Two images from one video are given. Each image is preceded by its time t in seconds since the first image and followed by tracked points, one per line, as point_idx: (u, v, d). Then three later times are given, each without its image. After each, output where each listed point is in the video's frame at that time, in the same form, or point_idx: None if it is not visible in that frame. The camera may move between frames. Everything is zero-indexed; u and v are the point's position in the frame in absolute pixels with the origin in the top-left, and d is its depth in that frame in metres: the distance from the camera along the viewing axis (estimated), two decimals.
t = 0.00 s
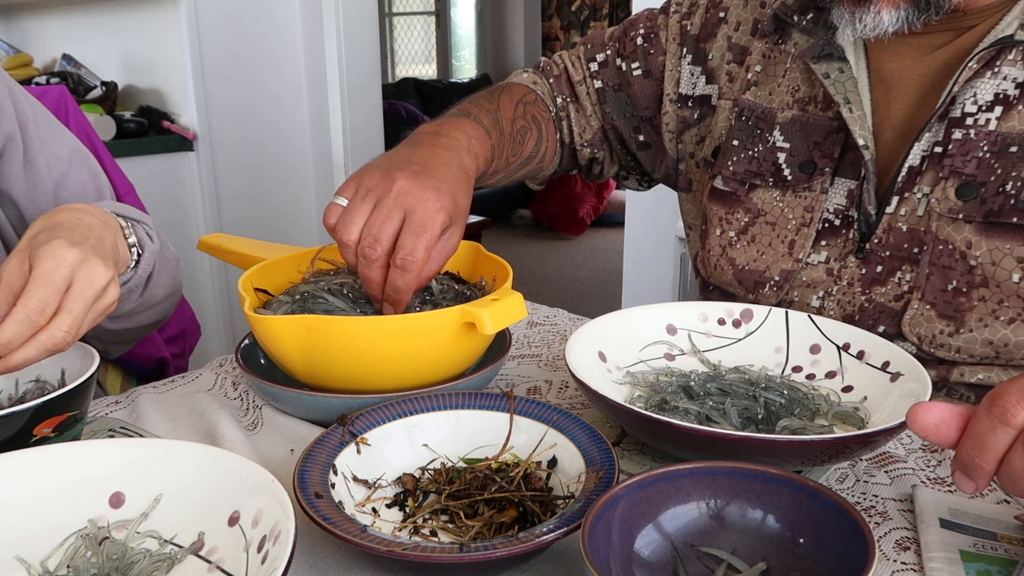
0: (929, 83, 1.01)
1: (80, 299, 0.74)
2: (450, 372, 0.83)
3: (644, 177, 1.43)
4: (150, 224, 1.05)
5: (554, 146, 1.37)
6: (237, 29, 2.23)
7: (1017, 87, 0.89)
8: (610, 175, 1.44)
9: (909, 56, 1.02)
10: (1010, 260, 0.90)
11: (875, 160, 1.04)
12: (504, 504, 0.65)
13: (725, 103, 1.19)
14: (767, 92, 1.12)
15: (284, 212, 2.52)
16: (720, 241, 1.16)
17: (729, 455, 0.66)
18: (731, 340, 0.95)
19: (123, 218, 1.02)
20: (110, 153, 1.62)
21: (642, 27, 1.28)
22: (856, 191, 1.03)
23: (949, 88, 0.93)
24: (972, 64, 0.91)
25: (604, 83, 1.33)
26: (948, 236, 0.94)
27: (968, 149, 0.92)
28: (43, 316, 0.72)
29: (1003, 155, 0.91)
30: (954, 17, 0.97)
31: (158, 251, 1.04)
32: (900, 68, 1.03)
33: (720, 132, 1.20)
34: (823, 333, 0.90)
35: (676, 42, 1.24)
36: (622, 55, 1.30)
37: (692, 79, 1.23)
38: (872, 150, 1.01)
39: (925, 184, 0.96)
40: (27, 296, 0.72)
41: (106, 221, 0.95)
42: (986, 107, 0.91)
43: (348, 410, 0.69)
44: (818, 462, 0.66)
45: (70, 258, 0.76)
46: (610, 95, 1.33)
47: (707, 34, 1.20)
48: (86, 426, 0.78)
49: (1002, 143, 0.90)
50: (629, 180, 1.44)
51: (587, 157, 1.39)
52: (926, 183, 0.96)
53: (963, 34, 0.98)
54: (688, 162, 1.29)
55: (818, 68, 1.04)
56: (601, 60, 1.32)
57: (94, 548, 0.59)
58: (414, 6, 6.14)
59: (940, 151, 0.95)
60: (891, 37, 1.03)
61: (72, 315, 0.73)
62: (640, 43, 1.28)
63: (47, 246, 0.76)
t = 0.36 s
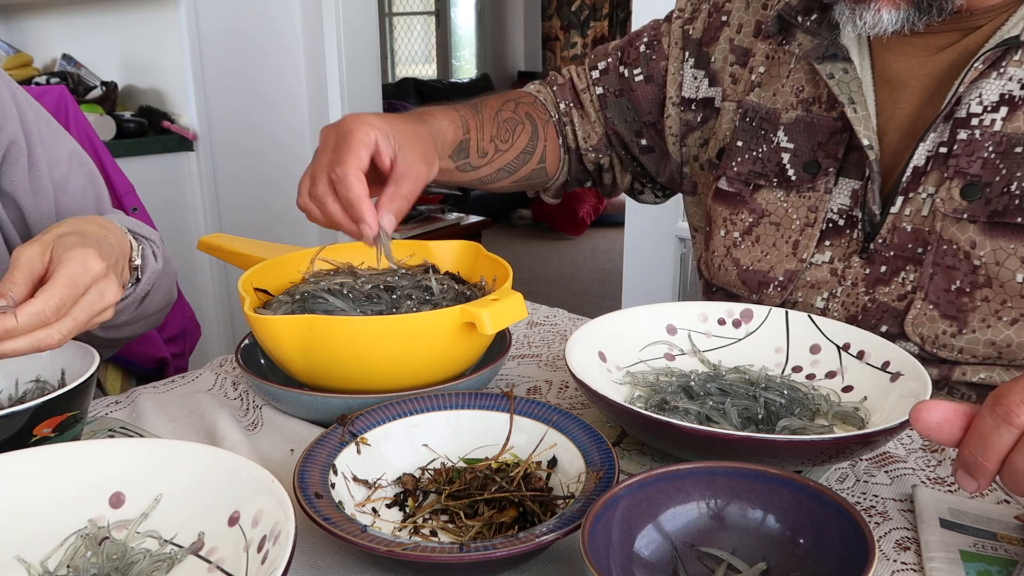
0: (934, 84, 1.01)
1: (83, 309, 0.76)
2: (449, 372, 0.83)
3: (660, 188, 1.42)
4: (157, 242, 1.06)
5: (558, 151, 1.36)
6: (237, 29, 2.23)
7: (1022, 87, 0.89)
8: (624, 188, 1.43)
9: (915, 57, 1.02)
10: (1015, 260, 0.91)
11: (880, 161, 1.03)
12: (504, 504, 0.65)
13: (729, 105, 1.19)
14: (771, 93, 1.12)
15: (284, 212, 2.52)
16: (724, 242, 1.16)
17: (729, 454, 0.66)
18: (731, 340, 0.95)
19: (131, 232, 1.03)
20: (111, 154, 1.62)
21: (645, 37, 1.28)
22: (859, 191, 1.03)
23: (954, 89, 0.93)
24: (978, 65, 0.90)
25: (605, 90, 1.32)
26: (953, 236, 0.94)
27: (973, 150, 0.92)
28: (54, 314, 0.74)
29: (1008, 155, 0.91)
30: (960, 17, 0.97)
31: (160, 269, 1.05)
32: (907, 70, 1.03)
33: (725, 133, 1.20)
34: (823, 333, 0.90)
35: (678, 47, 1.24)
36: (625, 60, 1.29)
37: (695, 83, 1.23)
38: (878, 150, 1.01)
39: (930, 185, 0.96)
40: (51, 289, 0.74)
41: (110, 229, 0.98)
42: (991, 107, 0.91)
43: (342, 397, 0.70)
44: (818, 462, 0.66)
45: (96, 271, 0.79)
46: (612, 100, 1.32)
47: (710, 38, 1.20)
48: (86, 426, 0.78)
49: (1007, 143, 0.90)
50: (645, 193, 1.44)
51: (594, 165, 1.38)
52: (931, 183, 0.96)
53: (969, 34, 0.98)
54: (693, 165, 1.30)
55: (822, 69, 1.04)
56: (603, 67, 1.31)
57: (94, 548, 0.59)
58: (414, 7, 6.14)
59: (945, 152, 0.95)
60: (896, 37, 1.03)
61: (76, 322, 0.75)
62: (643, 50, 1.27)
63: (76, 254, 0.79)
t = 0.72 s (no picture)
0: (938, 82, 1.01)
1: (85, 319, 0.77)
2: (449, 372, 0.83)
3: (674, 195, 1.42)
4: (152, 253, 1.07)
5: (571, 153, 1.36)
6: (237, 29, 2.23)
7: None
8: (636, 195, 1.44)
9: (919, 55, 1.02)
10: (1018, 255, 0.90)
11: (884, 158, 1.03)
12: (504, 504, 0.65)
13: (735, 105, 1.18)
14: (776, 91, 1.12)
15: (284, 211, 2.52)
16: (728, 239, 1.16)
17: (730, 455, 0.66)
18: (732, 341, 0.95)
19: (125, 243, 1.04)
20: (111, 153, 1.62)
21: (653, 44, 1.28)
22: (864, 188, 1.03)
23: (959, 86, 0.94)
24: (982, 62, 0.90)
25: (613, 94, 1.33)
26: (957, 232, 0.94)
27: (976, 147, 0.92)
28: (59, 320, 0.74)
29: (1011, 153, 0.91)
30: (964, 15, 0.97)
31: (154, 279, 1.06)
32: (912, 67, 1.03)
33: (730, 133, 1.20)
34: (823, 334, 0.90)
35: (686, 50, 1.24)
36: (631, 65, 1.30)
37: (702, 85, 1.23)
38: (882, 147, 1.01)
39: (934, 181, 0.97)
40: (59, 295, 0.74)
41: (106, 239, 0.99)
42: (995, 105, 0.91)
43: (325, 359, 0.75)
44: (818, 462, 0.66)
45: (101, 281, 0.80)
46: (620, 105, 1.32)
47: (717, 39, 1.20)
48: (86, 426, 0.78)
49: (1011, 141, 0.90)
50: (659, 200, 1.44)
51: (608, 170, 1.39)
52: (935, 180, 0.97)
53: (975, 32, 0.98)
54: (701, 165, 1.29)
55: (828, 66, 1.04)
56: (610, 73, 1.33)
57: (94, 548, 0.59)
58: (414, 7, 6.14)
59: (949, 149, 0.95)
60: (902, 34, 1.03)
61: (74, 330, 0.76)
62: (650, 55, 1.28)
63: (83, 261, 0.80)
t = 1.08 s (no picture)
0: (938, 74, 1.01)
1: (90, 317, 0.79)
2: (449, 372, 0.83)
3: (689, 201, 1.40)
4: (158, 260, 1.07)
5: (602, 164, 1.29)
6: (237, 28, 2.23)
7: None
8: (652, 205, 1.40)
9: (918, 48, 1.02)
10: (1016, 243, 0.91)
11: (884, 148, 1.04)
12: (504, 504, 0.65)
13: (736, 101, 1.19)
14: (778, 86, 1.12)
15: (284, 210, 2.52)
16: (728, 232, 1.16)
17: (729, 455, 0.66)
18: (731, 340, 0.95)
19: (133, 247, 1.05)
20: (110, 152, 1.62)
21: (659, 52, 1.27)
22: (864, 180, 1.03)
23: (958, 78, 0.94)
24: (981, 53, 0.91)
25: (625, 102, 1.29)
26: (956, 220, 0.94)
27: (975, 137, 0.92)
28: (69, 316, 0.76)
29: (1010, 141, 0.91)
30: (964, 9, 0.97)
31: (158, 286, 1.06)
32: (914, 61, 1.03)
33: (732, 129, 1.20)
34: (823, 334, 0.90)
35: (694, 52, 1.23)
36: (639, 73, 1.28)
37: (713, 86, 1.23)
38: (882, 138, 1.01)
39: (933, 171, 0.97)
40: (70, 291, 0.77)
41: (110, 239, 0.99)
42: (993, 95, 0.91)
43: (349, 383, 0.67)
44: (818, 462, 0.66)
45: (111, 283, 0.83)
46: (633, 111, 1.29)
47: (724, 40, 1.20)
48: (86, 426, 0.78)
49: (1009, 130, 0.90)
50: (673, 208, 1.41)
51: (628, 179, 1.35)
52: (934, 170, 0.97)
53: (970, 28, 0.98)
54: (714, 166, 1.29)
55: (830, 59, 1.04)
56: (621, 82, 1.30)
57: (94, 548, 0.59)
58: (414, 7, 6.15)
59: (948, 139, 0.95)
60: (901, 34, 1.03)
61: (80, 326, 0.78)
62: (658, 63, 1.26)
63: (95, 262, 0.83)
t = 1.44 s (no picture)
0: (943, 76, 1.01)
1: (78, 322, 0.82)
2: (449, 372, 0.83)
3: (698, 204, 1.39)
4: (153, 267, 1.08)
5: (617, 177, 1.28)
6: (237, 29, 2.23)
7: None
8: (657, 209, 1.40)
9: (922, 49, 1.02)
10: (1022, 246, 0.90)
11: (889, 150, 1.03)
12: (504, 504, 0.65)
13: (741, 101, 1.19)
14: (781, 87, 1.13)
15: (285, 210, 2.52)
16: (732, 233, 1.18)
17: (730, 454, 0.66)
18: (732, 341, 0.95)
19: (127, 252, 1.05)
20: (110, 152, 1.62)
21: (665, 53, 1.27)
22: (868, 182, 1.03)
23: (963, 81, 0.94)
24: (986, 57, 0.91)
25: (640, 112, 1.30)
26: (960, 224, 0.94)
27: (980, 139, 0.92)
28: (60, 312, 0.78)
29: (1015, 145, 0.91)
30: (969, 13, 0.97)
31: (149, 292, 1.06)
32: (917, 63, 1.03)
33: (735, 129, 1.21)
34: (823, 334, 0.90)
35: (705, 54, 1.23)
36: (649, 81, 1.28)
37: (726, 91, 1.22)
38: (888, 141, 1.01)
39: (937, 174, 0.96)
40: (69, 298, 0.79)
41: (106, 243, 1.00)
42: (998, 98, 0.91)
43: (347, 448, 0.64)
44: (818, 462, 0.66)
45: (104, 288, 0.85)
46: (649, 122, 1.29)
47: (733, 41, 1.21)
48: (86, 426, 0.78)
49: (1014, 133, 0.91)
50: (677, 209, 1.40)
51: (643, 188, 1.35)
52: (938, 173, 0.96)
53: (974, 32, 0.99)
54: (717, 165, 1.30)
55: (836, 60, 1.05)
56: (633, 90, 1.29)
57: (94, 548, 0.59)
58: (414, 7, 6.15)
59: (952, 142, 0.95)
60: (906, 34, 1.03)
61: (67, 325, 0.79)
62: (666, 66, 1.27)
63: (95, 266, 0.85)
